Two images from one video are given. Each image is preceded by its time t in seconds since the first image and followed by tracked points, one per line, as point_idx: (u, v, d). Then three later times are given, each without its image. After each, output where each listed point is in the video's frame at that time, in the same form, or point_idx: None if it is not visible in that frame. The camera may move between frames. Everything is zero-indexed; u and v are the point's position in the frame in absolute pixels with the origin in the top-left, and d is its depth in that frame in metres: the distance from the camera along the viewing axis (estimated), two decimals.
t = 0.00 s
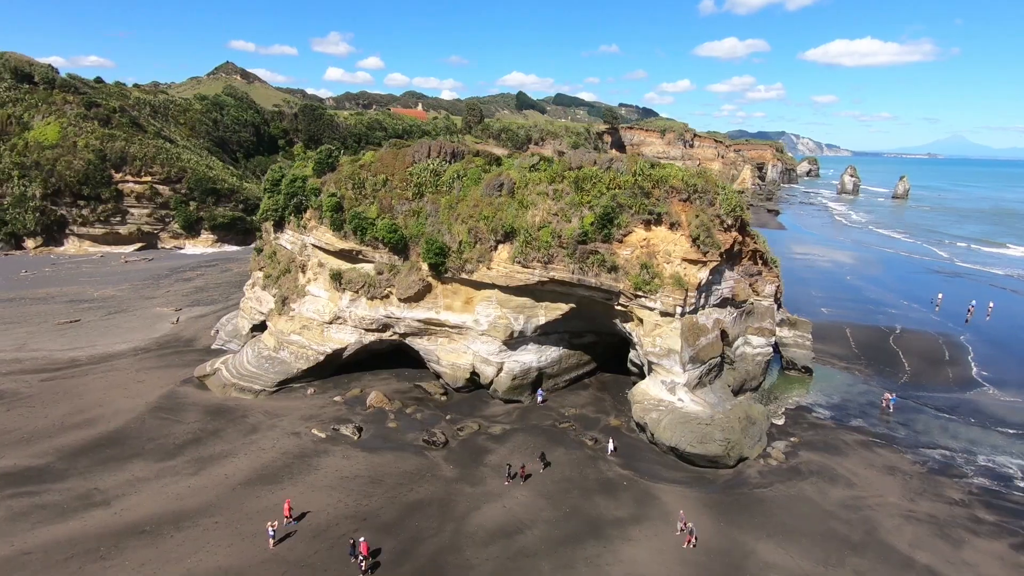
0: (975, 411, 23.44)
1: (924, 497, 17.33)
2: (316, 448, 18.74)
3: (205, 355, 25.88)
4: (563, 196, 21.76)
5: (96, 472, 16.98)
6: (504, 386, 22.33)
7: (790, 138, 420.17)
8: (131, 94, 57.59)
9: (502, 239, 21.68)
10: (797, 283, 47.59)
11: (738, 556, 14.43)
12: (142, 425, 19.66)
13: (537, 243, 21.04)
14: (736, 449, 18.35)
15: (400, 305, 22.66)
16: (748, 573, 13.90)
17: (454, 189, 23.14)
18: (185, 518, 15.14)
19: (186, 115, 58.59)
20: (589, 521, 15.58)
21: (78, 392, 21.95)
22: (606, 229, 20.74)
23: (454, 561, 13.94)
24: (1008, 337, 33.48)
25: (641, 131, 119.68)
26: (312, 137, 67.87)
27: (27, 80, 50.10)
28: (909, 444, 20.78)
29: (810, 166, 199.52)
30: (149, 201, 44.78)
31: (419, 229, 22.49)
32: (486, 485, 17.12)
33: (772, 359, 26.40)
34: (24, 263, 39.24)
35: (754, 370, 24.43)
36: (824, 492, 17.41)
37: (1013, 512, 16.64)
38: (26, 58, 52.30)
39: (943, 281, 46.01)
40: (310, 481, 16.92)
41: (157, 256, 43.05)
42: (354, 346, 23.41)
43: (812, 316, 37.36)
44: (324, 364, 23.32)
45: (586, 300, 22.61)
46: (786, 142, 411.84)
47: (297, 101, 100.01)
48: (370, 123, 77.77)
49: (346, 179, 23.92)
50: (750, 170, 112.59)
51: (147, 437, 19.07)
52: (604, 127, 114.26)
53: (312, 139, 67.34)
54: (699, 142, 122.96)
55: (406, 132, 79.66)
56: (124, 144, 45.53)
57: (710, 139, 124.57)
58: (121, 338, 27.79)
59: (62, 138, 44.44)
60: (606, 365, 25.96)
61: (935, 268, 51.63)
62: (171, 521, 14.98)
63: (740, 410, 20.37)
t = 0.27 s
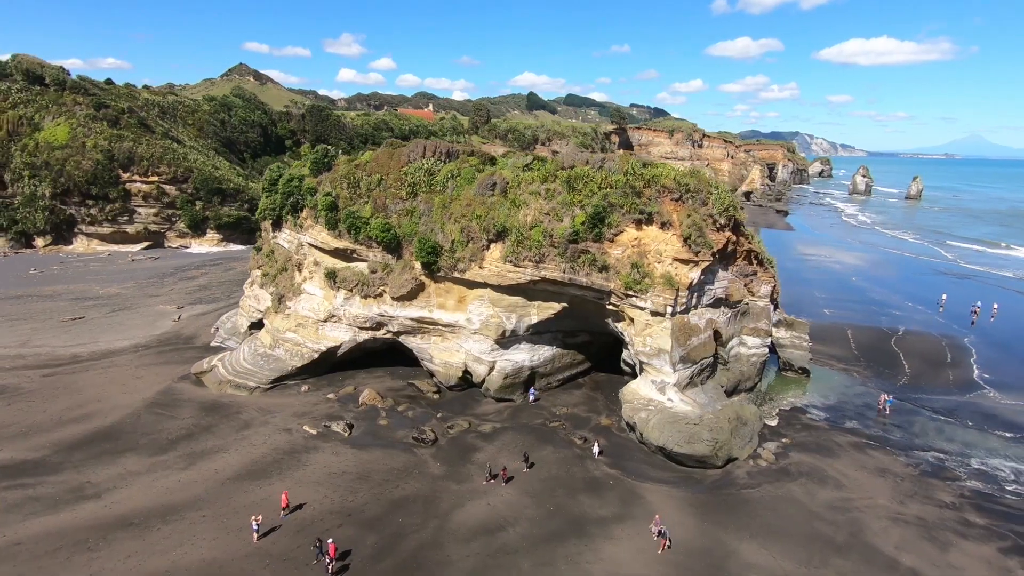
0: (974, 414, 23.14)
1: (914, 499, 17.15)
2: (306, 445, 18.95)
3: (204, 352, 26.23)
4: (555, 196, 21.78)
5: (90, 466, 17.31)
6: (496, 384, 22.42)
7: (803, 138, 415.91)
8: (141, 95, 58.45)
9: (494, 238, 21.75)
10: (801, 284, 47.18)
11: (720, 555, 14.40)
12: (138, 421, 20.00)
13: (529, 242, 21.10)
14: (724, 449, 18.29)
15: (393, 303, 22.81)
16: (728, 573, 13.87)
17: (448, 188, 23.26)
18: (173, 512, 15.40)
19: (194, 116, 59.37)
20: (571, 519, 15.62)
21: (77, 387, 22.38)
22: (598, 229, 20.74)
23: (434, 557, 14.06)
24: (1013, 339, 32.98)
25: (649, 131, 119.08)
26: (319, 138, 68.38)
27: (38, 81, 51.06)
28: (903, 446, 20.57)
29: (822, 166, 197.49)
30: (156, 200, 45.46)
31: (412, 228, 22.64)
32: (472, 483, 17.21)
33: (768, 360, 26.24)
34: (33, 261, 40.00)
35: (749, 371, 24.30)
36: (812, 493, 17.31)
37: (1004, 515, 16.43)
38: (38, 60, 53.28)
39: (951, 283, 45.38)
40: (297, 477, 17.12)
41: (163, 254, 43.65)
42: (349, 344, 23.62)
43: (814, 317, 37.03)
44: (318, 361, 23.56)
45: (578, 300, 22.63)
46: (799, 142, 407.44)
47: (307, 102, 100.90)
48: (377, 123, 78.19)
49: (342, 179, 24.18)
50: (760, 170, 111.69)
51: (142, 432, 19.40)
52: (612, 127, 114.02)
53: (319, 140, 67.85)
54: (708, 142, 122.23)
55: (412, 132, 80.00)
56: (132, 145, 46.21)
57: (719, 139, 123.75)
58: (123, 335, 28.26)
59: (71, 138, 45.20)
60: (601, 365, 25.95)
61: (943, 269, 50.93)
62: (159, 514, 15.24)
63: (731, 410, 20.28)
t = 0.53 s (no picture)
0: (981, 421, 22.56)
1: (910, 505, 16.81)
2: (302, 438, 19.31)
3: (211, 346, 26.84)
4: (553, 195, 21.81)
5: (93, 454, 17.88)
6: (492, 382, 22.56)
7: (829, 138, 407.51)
8: (162, 96, 59.94)
9: (491, 237, 21.88)
10: (815, 287, 46.39)
11: (702, 556, 14.32)
12: (142, 412, 20.60)
13: (525, 241, 21.18)
14: (716, 450, 18.14)
15: (392, 300, 23.08)
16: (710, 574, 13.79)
17: (447, 187, 23.46)
18: (168, 500, 15.84)
19: (214, 116, 60.70)
20: (556, 517, 15.67)
21: (88, 378, 23.11)
22: (594, 227, 20.73)
23: (417, 550, 14.24)
24: None
25: (666, 131, 117.74)
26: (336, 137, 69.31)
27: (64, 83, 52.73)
28: (904, 451, 20.15)
29: (847, 167, 193.57)
30: (174, 198, 46.64)
31: (411, 226, 22.89)
32: (461, 479, 17.37)
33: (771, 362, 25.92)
34: (56, 257, 41.35)
35: (750, 373, 24.03)
36: (804, 496, 17.08)
37: (1003, 524, 16.02)
38: (65, 63, 55.00)
39: (971, 287, 44.18)
40: (290, 469, 17.47)
41: (180, 251, 44.72)
42: (349, 340, 23.98)
43: (825, 320, 36.41)
44: (319, 357, 23.96)
45: (576, 299, 22.64)
46: (825, 143, 399.37)
47: (326, 103, 102.36)
48: (392, 123, 78.97)
49: (344, 178, 24.56)
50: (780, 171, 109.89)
51: (145, 422, 19.97)
52: (629, 127, 113.33)
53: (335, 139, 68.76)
54: (728, 143, 120.64)
55: (428, 132, 80.62)
56: (152, 144, 47.42)
57: (739, 139, 121.96)
58: (136, 329, 29.07)
59: (94, 138, 46.58)
60: (600, 364, 25.91)
61: (965, 272, 49.59)
62: (155, 502, 15.70)
63: (727, 412, 20.11)
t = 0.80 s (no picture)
0: (1000, 430, 21.71)
1: (913, 515, 16.32)
2: (303, 431, 19.72)
3: (225, 340, 27.60)
4: (555, 194, 21.78)
5: (103, 442, 18.59)
6: (493, 380, 22.67)
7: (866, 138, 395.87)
8: (191, 98, 61.78)
9: (494, 236, 21.99)
10: (837, 290, 45.23)
11: (690, 560, 14.16)
12: (153, 402, 21.32)
13: (527, 240, 21.24)
14: (714, 454, 17.88)
15: (396, 298, 23.38)
16: None
17: (453, 186, 23.64)
18: (170, 488, 16.38)
19: (240, 117, 62.33)
20: (545, 515, 15.69)
21: (106, 369, 24.01)
22: (595, 227, 20.66)
23: (404, 544, 14.43)
24: None
25: (692, 130, 116.28)
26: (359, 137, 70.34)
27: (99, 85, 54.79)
28: (914, 460, 19.54)
29: (883, 167, 187.81)
30: (199, 197, 48.06)
31: (416, 225, 23.15)
32: (454, 475, 17.52)
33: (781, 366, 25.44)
34: (87, 253, 43.04)
35: (756, 376, 23.62)
36: (802, 503, 16.73)
37: (1011, 537, 15.42)
38: (100, 66, 57.13)
39: (1003, 292, 42.51)
40: (289, 461, 17.87)
41: (204, 248, 46.05)
42: (355, 336, 24.38)
43: (844, 324, 35.51)
44: (326, 352, 24.43)
45: (578, 299, 22.59)
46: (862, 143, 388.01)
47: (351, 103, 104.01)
48: (415, 124, 79.83)
49: (353, 177, 24.98)
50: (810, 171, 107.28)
51: (156, 412, 20.66)
52: (654, 127, 112.16)
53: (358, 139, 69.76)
54: (756, 143, 118.31)
55: (449, 133, 81.22)
56: (179, 144, 48.95)
57: (768, 139, 119.27)
58: (156, 322, 30.07)
59: (125, 138, 48.28)
60: (606, 365, 25.78)
61: (998, 277, 47.71)
62: (157, 490, 16.26)
63: (728, 415, 19.81)
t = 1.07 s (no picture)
0: (1009, 438, 21.11)
1: (909, 523, 15.98)
2: (301, 426, 20.02)
3: (232, 336, 28.14)
4: (553, 194, 21.77)
5: (107, 433, 19.10)
6: (490, 379, 22.75)
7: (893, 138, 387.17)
8: (210, 99, 63.02)
9: (492, 235, 22.06)
10: (852, 293, 44.40)
11: (674, 562, 14.07)
12: (158, 396, 21.82)
13: (525, 240, 21.27)
14: (707, 456, 17.71)
15: (396, 296, 23.59)
16: None
17: (453, 185, 23.77)
18: (167, 479, 16.78)
19: (257, 118, 63.41)
20: (532, 514, 15.70)
21: (115, 364, 24.66)
22: (592, 227, 20.62)
23: (389, 539, 14.57)
24: None
25: (710, 130, 115.98)
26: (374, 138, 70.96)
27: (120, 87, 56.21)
28: (916, 465, 19.11)
29: (908, 168, 183.62)
30: (215, 196, 48.97)
31: (415, 224, 23.35)
32: (445, 473, 17.63)
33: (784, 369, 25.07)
34: (106, 250, 44.22)
35: (757, 379, 23.33)
36: (795, 507, 16.48)
37: (1011, 547, 15.01)
38: (122, 68, 58.61)
39: None
40: (284, 456, 18.16)
41: (219, 246, 46.95)
42: (356, 334, 24.65)
43: (855, 327, 34.84)
44: (327, 349, 24.76)
45: (576, 299, 22.54)
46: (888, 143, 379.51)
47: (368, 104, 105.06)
48: (429, 124, 80.27)
49: (355, 176, 25.28)
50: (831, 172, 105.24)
51: (159, 406, 21.16)
52: (670, 127, 111.30)
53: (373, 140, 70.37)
54: (776, 143, 116.24)
55: (463, 133, 81.63)
56: (196, 145, 49.95)
57: (788, 139, 116.70)
58: (166, 318, 30.78)
59: (143, 138, 49.41)
60: (606, 366, 25.69)
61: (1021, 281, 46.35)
62: (154, 481, 16.66)
63: (724, 417, 19.61)
